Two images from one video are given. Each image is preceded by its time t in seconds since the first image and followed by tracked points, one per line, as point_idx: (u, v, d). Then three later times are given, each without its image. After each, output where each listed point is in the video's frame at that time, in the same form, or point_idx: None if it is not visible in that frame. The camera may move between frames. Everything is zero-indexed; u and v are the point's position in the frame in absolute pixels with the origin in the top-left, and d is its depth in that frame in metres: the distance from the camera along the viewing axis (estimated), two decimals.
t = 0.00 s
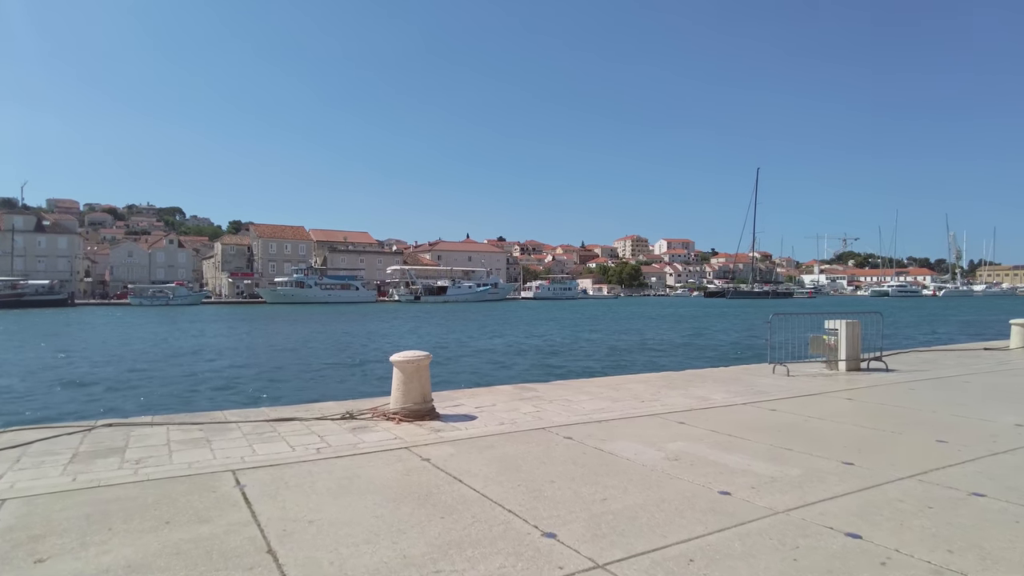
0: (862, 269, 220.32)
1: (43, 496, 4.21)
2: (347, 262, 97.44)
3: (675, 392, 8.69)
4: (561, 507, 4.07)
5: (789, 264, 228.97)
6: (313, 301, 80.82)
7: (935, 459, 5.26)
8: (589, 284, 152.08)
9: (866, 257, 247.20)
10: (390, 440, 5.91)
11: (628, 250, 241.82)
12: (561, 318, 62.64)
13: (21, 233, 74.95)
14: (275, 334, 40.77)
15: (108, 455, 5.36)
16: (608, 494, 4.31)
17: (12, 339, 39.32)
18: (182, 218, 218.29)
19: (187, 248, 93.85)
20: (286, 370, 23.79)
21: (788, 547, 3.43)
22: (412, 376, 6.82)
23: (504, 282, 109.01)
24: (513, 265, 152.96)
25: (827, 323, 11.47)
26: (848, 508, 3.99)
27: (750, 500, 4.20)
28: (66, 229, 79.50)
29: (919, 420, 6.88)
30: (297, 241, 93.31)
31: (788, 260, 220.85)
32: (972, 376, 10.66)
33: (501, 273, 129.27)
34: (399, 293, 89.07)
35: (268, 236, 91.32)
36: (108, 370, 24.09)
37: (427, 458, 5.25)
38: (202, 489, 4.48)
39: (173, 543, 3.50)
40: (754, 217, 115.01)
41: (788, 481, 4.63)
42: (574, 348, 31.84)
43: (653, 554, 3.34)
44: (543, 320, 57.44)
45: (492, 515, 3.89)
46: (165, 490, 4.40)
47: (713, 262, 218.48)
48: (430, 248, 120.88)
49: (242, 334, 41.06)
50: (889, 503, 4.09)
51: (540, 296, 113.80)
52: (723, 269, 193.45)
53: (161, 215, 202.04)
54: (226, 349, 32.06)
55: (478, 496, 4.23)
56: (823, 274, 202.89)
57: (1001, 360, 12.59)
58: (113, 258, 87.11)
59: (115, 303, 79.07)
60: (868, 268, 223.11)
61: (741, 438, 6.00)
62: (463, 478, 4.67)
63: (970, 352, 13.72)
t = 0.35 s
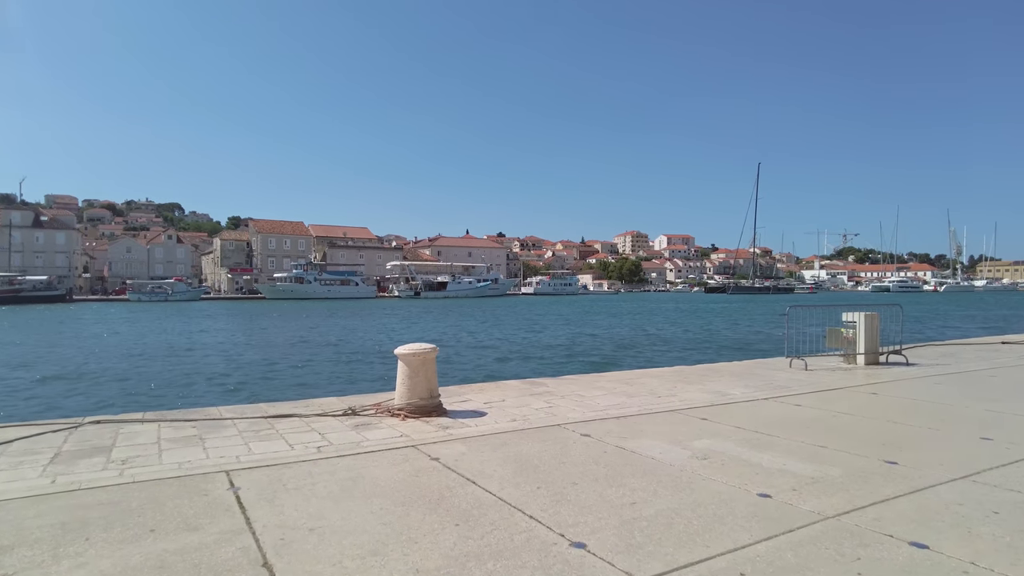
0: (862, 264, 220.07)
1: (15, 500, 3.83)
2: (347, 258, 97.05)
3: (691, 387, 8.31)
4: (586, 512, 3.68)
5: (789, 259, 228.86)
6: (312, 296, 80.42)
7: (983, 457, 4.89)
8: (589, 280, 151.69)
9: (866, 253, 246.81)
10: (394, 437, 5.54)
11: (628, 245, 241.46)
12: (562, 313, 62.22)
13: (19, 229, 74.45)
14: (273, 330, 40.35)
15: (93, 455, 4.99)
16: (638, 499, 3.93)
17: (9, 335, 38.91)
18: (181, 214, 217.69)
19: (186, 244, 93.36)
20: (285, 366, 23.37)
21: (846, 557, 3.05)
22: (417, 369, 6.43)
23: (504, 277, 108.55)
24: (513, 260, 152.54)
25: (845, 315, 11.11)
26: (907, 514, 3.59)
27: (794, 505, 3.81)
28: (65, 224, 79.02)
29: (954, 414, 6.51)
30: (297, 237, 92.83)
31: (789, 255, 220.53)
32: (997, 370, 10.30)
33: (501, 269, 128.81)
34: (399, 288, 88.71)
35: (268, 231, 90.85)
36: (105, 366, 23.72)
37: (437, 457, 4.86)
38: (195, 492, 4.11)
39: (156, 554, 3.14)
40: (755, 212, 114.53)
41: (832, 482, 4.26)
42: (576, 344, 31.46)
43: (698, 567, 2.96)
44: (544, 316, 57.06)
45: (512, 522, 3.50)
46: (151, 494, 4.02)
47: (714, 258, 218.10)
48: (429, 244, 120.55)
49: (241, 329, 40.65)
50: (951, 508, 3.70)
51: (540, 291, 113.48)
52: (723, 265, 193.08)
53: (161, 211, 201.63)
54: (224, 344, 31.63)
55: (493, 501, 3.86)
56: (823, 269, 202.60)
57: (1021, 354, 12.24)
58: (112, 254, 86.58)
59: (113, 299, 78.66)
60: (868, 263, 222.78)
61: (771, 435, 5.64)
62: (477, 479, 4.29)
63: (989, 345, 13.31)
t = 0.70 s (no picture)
0: (863, 263, 219.67)
1: None
2: (347, 257, 96.62)
3: (712, 393, 7.91)
4: (628, 542, 3.28)
5: (789, 259, 228.47)
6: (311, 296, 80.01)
7: None
8: (589, 280, 151.27)
9: (866, 253, 246.28)
10: (405, 451, 5.14)
11: (629, 245, 241.00)
12: (564, 313, 61.79)
13: (18, 228, 74.01)
14: (274, 330, 39.95)
15: (79, 472, 4.57)
16: (680, 525, 3.53)
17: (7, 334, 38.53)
18: (181, 214, 217.04)
19: (186, 243, 92.94)
20: (286, 366, 22.95)
21: None
22: (427, 376, 6.03)
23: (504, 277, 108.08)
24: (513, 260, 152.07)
25: (867, 317, 10.70)
26: (987, 544, 3.20)
27: (858, 532, 3.41)
28: (63, 224, 78.58)
29: (997, 423, 6.13)
30: (297, 236, 92.44)
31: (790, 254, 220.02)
32: None
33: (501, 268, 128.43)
34: (399, 288, 88.29)
35: (268, 231, 90.41)
36: (103, 366, 23.35)
37: (454, 474, 4.48)
38: (188, 516, 3.71)
39: None
40: (756, 210, 114.04)
41: (891, 502, 3.87)
42: (580, 344, 31.05)
43: None
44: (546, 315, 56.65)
45: (546, 556, 3.11)
46: (140, 520, 3.61)
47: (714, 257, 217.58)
48: (430, 243, 120.13)
49: (241, 330, 40.23)
50: None
51: (541, 291, 113.04)
52: (724, 264, 192.65)
53: (161, 211, 201.09)
54: (224, 345, 31.22)
55: (521, 528, 3.46)
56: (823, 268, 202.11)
57: None
58: (111, 254, 86.10)
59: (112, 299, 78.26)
60: (869, 262, 222.40)
61: (811, 447, 5.24)
62: (500, 502, 3.89)
63: (1012, 347, 12.86)
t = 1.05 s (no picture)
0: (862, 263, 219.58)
1: None
2: (346, 258, 96.25)
3: (730, 399, 7.56)
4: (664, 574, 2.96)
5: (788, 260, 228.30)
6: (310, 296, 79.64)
7: None
8: (588, 280, 151.00)
9: (865, 253, 246.35)
10: (412, 465, 4.79)
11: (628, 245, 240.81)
12: (565, 313, 61.46)
13: (15, 228, 73.57)
14: (274, 331, 39.60)
15: (59, 489, 4.21)
16: (721, 554, 3.19)
17: (4, 335, 38.19)
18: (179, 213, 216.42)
19: (184, 243, 92.42)
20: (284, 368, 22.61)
21: None
22: (435, 383, 5.68)
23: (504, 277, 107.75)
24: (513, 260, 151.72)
25: (884, 319, 10.37)
26: None
27: (921, 563, 3.06)
28: (61, 224, 78.12)
29: None
30: (296, 236, 92.04)
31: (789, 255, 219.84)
32: None
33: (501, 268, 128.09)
34: (399, 288, 87.94)
35: (266, 231, 90.03)
36: (101, 366, 23.01)
37: (466, 491, 4.14)
38: (176, 540, 3.38)
39: None
40: (756, 210, 113.87)
41: (950, 524, 3.53)
42: (582, 345, 30.73)
43: None
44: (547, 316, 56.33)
45: None
46: (122, 547, 3.25)
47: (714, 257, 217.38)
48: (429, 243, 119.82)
49: (239, 330, 39.85)
50: None
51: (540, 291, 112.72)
52: (723, 264, 192.46)
53: (160, 211, 200.57)
54: (222, 346, 30.87)
55: (548, 559, 3.11)
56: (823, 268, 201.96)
57: None
58: (109, 254, 85.62)
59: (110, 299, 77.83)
60: (868, 262, 222.33)
61: (845, 460, 4.90)
62: (520, 526, 3.54)
63: None
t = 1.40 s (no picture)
0: (855, 262, 220.30)
1: None
2: (339, 258, 95.56)
3: (742, 403, 7.19)
4: None
5: (782, 260, 228.86)
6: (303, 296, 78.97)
7: None
8: (583, 280, 150.69)
9: (858, 253, 247.22)
10: (410, 479, 4.40)
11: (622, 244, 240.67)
12: (560, 313, 61.07)
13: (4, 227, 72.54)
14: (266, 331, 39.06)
15: (19, 510, 3.80)
16: None
17: None
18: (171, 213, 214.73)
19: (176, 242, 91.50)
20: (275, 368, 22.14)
21: None
22: (433, 389, 5.29)
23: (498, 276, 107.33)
24: (507, 260, 151.21)
25: (897, 319, 10.02)
26: None
27: None
28: (51, 223, 77.12)
29: None
30: (289, 236, 91.26)
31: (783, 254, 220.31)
32: None
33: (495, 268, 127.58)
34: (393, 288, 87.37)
35: (259, 230, 89.25)
36: (89, 367, 22.48)
37: (471, 511, 3.74)
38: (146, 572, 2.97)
39: None
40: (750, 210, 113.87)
41: (1013, 549, 3.16)
42: (579, 346, 30.38)
43: None
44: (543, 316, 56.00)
45: None
46: None
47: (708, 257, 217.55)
48: (423, 243, 119.24)
49: (231, 330, 39.25)
50: None
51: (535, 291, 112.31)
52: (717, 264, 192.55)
53: (151, 211, 198.90)
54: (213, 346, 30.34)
55: None
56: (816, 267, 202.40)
57: None
58: (100, 253, 84.59)
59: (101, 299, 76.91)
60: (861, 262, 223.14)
61: (879, 472, 4.53)
62: (533, 552, 3.16)
63: None
